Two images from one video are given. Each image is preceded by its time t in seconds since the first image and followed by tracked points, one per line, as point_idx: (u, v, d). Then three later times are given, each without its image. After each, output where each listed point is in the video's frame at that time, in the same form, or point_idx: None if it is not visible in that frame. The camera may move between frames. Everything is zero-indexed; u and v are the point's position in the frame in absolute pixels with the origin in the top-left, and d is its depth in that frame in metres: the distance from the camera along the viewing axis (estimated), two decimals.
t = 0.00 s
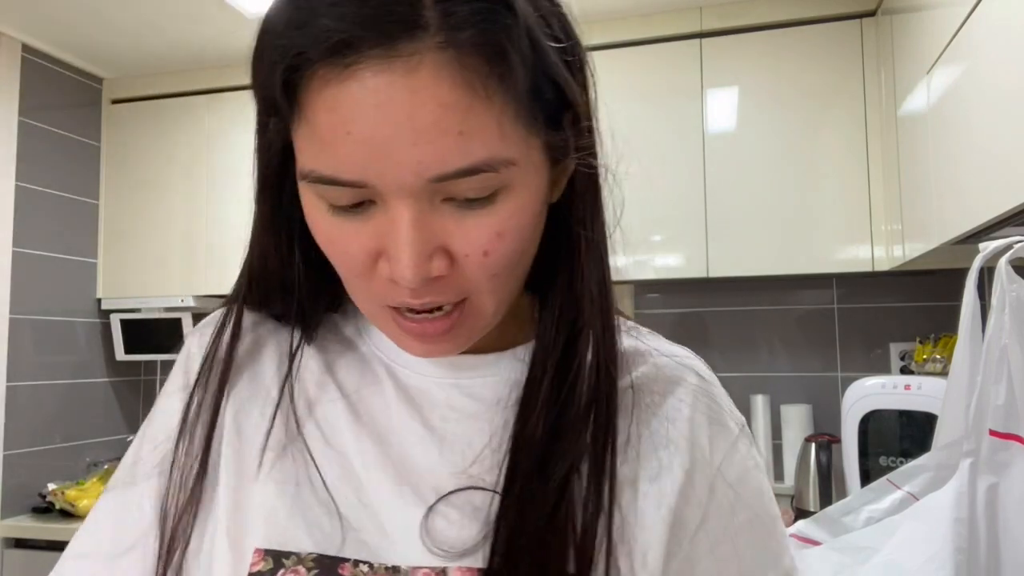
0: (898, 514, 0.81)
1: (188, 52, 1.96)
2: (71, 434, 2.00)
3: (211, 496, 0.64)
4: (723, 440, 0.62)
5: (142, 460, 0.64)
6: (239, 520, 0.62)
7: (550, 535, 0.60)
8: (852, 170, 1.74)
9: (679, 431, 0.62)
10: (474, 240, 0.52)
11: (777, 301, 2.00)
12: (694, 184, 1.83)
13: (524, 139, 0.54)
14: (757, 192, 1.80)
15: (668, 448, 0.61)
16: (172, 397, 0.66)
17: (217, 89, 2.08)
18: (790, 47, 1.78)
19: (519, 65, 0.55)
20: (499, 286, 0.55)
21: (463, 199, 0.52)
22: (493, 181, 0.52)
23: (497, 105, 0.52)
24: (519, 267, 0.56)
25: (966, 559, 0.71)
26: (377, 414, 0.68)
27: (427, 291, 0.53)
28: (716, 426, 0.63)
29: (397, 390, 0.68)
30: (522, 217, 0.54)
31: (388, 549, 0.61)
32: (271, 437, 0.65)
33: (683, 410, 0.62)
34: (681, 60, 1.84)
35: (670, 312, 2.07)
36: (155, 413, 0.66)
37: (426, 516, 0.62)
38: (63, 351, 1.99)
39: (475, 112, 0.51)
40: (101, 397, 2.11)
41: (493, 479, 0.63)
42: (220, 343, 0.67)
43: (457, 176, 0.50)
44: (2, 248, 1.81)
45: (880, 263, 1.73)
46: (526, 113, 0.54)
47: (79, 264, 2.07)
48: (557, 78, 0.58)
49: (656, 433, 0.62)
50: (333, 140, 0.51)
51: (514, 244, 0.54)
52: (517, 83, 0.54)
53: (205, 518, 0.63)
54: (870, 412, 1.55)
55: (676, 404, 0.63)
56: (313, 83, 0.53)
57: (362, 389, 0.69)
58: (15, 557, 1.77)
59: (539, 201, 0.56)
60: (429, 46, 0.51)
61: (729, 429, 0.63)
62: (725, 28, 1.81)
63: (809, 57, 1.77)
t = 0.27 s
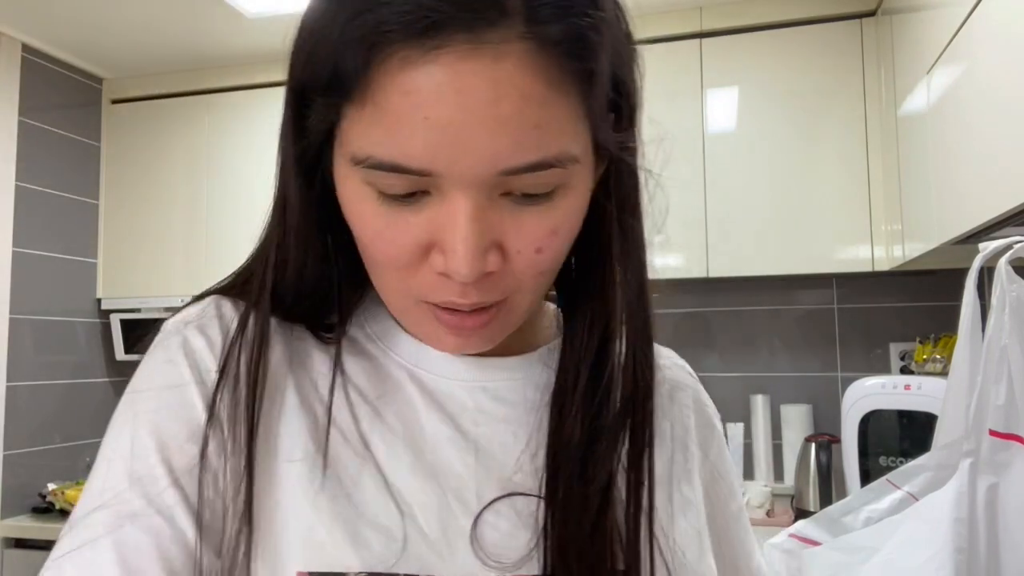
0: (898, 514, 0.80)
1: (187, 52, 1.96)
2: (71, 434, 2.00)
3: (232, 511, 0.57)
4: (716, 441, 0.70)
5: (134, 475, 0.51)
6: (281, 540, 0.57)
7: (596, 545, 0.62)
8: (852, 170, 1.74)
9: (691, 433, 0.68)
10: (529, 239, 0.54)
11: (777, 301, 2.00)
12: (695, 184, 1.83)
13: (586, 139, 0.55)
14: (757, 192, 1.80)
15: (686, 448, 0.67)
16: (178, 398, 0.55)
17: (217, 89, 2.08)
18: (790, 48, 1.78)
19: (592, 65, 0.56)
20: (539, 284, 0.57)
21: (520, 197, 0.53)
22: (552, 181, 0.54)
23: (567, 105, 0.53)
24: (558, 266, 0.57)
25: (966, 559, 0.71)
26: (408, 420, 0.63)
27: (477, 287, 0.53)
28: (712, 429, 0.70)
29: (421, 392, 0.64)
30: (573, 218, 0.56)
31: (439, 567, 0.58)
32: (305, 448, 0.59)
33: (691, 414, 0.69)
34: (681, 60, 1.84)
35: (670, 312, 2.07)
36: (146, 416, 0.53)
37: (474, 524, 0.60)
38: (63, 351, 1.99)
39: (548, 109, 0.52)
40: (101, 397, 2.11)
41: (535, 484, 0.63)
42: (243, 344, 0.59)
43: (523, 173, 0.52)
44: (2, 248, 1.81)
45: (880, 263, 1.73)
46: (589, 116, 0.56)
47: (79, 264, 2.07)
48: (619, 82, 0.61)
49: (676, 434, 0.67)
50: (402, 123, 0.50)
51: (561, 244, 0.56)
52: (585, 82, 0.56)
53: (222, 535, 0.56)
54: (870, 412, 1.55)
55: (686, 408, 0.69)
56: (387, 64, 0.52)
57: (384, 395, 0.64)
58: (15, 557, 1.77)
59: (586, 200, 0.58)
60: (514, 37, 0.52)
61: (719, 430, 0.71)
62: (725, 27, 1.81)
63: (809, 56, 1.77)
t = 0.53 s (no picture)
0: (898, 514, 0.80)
1: (188, 52, 1.96)
2: (71, 434, 2.00)
3: (242, 509, 0.57)
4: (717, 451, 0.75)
5: (146, 469, 0.51)
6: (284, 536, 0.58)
7: (620, 552, 0.66)
8: (852, 170, 1.74)
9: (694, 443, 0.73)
10: (567, 246, 0.57)
11: (777, 301, 2.00)
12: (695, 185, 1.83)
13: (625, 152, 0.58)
14: (756, 193, 1.80)
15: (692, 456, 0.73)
16: (187, 393, 0.55)
17: (217, 89, 2.08)
18: (790, 49, 1.78)
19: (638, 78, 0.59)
20: (567, 290, 0.60)
21: (559, 205, 0.56)
22: (593, 192, 0.57)
23: (617, 119, 0.56)
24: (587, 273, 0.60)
25: (966, 560, 0.71)
26: (416, 422, 0.64)
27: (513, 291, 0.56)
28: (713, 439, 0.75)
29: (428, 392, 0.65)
30: (608, 228, 0.59)
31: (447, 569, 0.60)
32: (313, 450, 0.60)
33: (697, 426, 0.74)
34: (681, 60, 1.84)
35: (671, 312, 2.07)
36: (152, 411, 0.53)
37: (484, 528, 0.62)
38: (63, 351, 1.99)
39: (601, 123, 0.54)
40: (102, 397, 2.11)
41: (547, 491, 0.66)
42: (251, 339, 0.59)
43: (571, 184, 0.54)
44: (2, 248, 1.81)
45: (880, 263, 1.73)
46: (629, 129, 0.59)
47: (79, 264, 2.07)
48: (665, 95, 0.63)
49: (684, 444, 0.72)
50: (461, 125, 0.51)
51: (591, 254, 0.59)
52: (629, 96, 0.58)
53: (234, 531, 0.56)
54: (870, 412, 1.55)
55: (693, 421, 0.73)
56: (445, 61, 0.53)
57: (388, 397, 0.64)
58: (15, 557, 1.77)
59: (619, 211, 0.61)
60: (576, 46, 0.54)
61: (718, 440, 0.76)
62: (725, 27, 1.81)
63: (809, 56, 1.77)
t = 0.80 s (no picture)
0: (898, 513, 0.80)
1: (188, 52, 1.96)
2: (71, 434, 2.00)
3: (225, 508, 0.57)
4: (720, 448, 0.74)
5: (133, 471, 0.52)
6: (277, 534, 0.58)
7: (614, 546, 0.66)
8: (852, 170, 1.74)
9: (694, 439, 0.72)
10: (562, 242, 0.56)
11: (777, 301, 2.00)
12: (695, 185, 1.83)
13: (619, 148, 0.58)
14: (756, 192, 1.80)
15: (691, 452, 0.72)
16: (177, 396, 0.56)
17: (216, 89, 2.08)
18: (790, 49, 1.78)
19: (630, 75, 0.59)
20: (563, 287, 0.60)
21: (552, 201, 0.56)
22: (587, 187, 0.56)
23: (609, 115, 0.56)
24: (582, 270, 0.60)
25: (966, 561, 0.70)
26: (412, 421, 0.64)
27: (508, 287, 0.56)
28: (715, 435, 0.75)
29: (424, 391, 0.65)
30: (603, 224, 0.59)
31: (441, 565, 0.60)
32: (308, 450, 0.60)
33: (696, 422, 0.73)
34: (681, 60, 1.84)
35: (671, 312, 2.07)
36: (144, 419, 0.54)
37: (480, 526, 0.61)
38: (62, 351, 1.99)
39: (592, 118, 0.54)
40: (102, 397, 2.11)
41: (545, 489, 0.65)
42: (246, 339, 0.59)
43: (564, 179, 0.54)
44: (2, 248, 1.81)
45: (880, 263, 1.73)
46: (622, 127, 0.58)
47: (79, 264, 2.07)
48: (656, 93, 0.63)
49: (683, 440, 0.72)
50: (453, 121, 0.51)
51: (587, 250, 0.59)
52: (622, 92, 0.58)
53: (220, 531, 0.56)
54: (870, 412, 1.55)
55: (692, 417, 0.73)
56: (435, 60, 0.53)
57: (385, 395, 0.64)
58: (15, 557, 1.77)
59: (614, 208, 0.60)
60: (566, 43, 0.54)
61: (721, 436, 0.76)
62: (725, 27, 1.81)
63: (809, 56, 1.77)
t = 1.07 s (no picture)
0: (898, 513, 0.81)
1: (188, 52, 1.96)
2: (71, 434, 2.00)
3: (220, 505, 0.57)
4: (722, 450, 0.74)
5: (120, 468, 0.54)
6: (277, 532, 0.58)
7: (608, 549, 0.66)
8: (852, 170, 1.74)
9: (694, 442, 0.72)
10: (539, 251, 0.56)
11: (777, 302, 2.00)
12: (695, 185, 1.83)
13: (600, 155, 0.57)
14: (756, 192, 1.80)
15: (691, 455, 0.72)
16: (169, 395, 0.57)
17: (216, 88, 2.08)
18: (790, 49, 1.78)
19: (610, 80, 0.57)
20: (545, 295, 0.59)
21: (530, 210, 0.55)
22: (565, 196, 0.56)
23: (586, 123, 0.55)
24: (566, 277, 0.60)
25: (966, 561, 0.70)
26: (411, 420, 0.64)
27: (485, 295, 0.56)
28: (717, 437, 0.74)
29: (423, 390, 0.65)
30: (585, 231, 0.58)
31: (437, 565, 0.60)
32: (307, 448, 0.60)
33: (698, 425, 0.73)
34: (681, 60, 1.84)
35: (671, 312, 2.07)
36: (138, 419, 0.55)
37: (479, 526, 0.61)
38: (62, 351, 1.99)
39: (566, 127, 0.53)
40: (102, 397, 2.11)
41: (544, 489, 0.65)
42: (242, 338, 0.60)
43: (536, 189, 0.53)
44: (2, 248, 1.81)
45: (880, 263, 1.73)
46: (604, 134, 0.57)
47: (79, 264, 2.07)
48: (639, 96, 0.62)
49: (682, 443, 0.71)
50: (423, 132, 0.52)
51: (568, 258, 0.58)
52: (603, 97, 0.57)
53: (209, 528, 0.57)
54: (870, 412, 1.55)
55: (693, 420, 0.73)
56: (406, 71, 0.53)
57: (386, 393, 0.65)
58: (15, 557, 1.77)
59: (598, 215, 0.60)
60: (536, 52, 0.53)
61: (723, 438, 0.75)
62: (725, 28, 1.81)
63: (809, 56, 1.77)
